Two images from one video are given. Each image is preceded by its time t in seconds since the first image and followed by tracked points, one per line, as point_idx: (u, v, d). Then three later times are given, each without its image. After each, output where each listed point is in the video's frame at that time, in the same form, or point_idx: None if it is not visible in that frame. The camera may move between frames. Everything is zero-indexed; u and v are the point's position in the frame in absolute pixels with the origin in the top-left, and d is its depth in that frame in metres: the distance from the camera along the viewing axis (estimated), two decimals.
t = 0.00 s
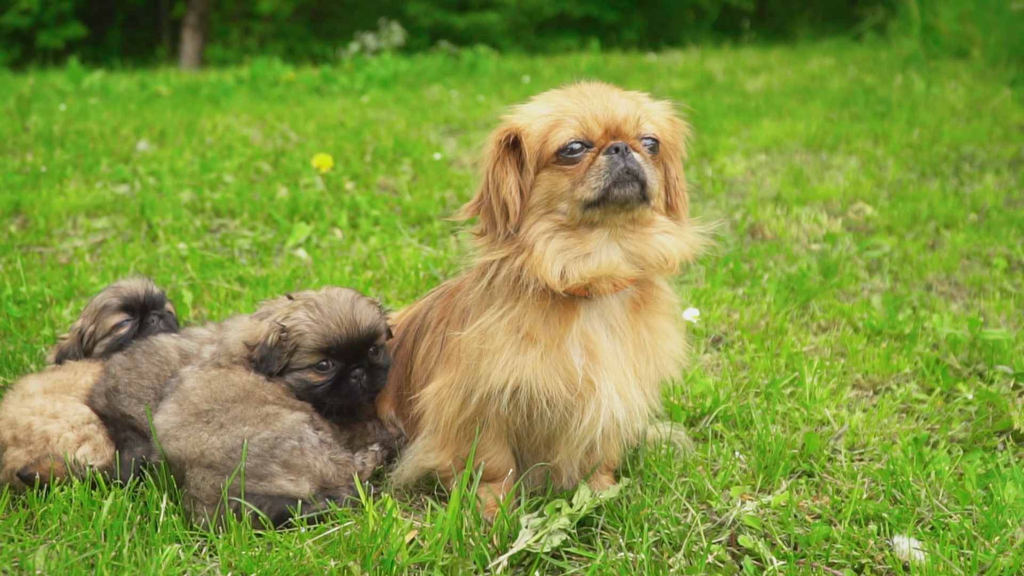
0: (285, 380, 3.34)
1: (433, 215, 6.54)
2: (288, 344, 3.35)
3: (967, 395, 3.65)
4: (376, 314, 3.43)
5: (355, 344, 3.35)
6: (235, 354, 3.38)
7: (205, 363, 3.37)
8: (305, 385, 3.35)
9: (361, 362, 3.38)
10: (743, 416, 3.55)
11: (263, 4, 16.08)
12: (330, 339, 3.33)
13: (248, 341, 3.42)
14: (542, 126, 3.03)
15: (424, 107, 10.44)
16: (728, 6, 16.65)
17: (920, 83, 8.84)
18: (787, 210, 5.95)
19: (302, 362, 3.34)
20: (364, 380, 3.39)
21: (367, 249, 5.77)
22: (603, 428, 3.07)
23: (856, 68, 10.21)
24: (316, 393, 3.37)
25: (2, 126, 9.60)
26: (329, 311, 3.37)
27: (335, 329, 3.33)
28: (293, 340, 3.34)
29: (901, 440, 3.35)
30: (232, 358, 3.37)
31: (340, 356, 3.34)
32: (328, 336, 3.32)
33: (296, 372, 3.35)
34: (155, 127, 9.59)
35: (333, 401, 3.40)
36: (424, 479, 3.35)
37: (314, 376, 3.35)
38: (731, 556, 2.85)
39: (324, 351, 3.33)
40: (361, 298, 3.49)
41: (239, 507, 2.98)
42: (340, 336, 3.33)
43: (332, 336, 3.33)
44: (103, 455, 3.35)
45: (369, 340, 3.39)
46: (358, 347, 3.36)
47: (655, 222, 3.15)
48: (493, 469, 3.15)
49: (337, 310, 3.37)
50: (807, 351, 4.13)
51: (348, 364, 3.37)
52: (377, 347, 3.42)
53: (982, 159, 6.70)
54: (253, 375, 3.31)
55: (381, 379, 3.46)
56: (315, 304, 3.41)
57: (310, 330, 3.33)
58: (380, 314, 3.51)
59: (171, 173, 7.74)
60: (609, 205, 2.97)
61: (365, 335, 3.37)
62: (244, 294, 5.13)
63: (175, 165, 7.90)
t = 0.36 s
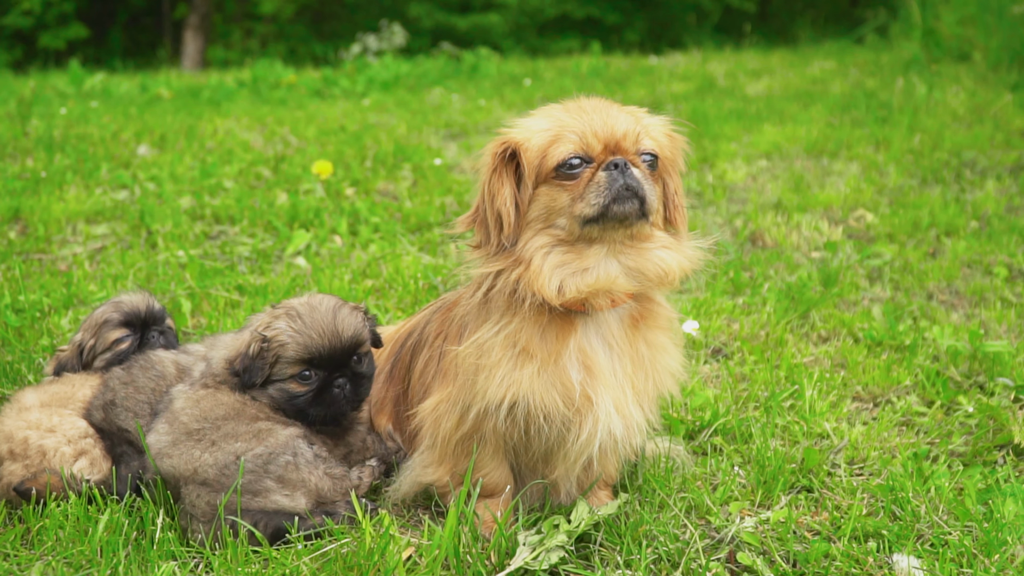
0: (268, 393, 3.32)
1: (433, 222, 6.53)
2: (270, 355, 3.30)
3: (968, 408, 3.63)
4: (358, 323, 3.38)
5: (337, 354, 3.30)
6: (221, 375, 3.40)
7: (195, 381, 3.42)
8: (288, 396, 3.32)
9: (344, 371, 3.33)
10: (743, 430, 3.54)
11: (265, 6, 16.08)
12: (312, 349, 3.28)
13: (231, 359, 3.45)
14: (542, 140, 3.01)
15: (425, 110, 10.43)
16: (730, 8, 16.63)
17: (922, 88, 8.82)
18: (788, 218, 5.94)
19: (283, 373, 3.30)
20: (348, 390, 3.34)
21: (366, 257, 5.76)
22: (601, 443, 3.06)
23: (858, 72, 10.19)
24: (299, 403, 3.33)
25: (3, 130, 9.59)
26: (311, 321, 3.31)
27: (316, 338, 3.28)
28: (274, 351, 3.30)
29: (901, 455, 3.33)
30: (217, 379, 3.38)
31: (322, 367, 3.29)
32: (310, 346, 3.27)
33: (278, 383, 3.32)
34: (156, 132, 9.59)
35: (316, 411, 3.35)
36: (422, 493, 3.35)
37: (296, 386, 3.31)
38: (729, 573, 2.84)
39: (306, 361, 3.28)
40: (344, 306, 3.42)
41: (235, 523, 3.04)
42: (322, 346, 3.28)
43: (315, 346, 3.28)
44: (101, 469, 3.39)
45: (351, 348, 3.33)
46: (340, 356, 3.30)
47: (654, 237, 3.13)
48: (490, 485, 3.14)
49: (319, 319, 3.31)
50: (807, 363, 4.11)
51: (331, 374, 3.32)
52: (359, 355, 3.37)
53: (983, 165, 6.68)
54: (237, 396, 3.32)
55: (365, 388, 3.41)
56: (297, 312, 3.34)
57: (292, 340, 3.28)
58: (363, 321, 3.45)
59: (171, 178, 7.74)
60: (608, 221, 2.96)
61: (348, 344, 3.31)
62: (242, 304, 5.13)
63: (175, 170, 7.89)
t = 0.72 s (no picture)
0: (258, 394, 3.27)
1: (435, 221, 6.52)
2: (260, 356, 3.25)
3: (971, 408, 3.62)
4: (349, 323, 3.30)
5: (326, 355, 3.23)
6: (215, 378, 3.35)
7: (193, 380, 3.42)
8: (278, 398, 3.28)
9: (334, 372, 3.27)
10: (745, 429, 3.53)
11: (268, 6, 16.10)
12: (302, 350, 3.21)
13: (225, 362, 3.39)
14: (547, 142, 3.00)
15: (427, 110, 10.42)
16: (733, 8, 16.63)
17: (925, 88, 8.81)
18: (790, 217, 5.92)
19: (274, 374, 3.25)
20: (339, 391, 3.28)
21: (369, 256, 5.76)
22: (603, 444, 3.06)
23: (861, 72, 10.18)
24: (289, 405, 3.28)
25: (5, 129, 9.60)
26: (301, 322, 3.23)
27: (305, 340, 3.21)
28: (264, 352, 3.24)
29: (904, 455, 3.32)
30: (211, 383, 3.34)
31: (313, 368, 3.24)
32: (299, 348, 3.21)
33: (269, 384, 3.27)
34: (158, 131, 9.60)
35: (307, 412, 3.30)
36: (423, 492, 3.34)
37: (287, 387, 3.26)
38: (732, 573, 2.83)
39: (296, 362, 3.23)
40: (335, 305, 3.34)
41: (236, 522, 3.04)
42: (311, 347, 3.21)
43: (305, 347, 3.21)
44: (101, 467, 3.39)
45: (341, 349, 3.26)
46: (330, 357, 3.24)
47: (658, 239, 3.12)
48: (492, 484, 3.14)
49: (309, 319, 3.24)
50: (810, 363, 4.10)
51: (322, 374, 3.27)
52: (350, 355, 3.31)
53: (986, 165, 6.67)
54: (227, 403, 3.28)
55: (357, 388, 3.36)
56: (286, 312, 3.27)
57: (281, 342, 3.22)
58: (355, 320, 3.38)
59: (174, 178, 7.74)
60: (612, 225, 2.95)
61: (339, 345, 3.25)
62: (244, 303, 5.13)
63: (177, 170, 7.89)
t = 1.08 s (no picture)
0: (262, 382, 3.27)
1: (440, 217, 6.52)
2: (264, 345, 3.24)
3: (978, 399, 3.62)
4: (353, 312, 3.29)
5: (331, 344, 3.22)
6: (220, 369, 3.37)
7: (199, 373, 3.42)
8: (282, 386, 3.27)
9: (339, 361, 3.26)
10: (753, 420, 3.53)
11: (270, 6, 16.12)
12: (306, 338, 3.20)
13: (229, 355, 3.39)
14: (559, 132, 3.00)
15: (431, 108, 10.43)
16: (735, 9, 16.65)
17: (928, 86, 8.81)
18: (795, 213, 5.92)
19: (278, 363, 3.24)
20: (344, 379, 3.28)
21: (374, 251, 5.76)
22: (612, 434, 3.06)
23: (864, 70, 10.18)
24: (293, 393, 3.28)
25: (9, 126, 9.61)
26: (305, 310, 3.22)
27: (310, 328, 3.20)
28: (268, 341, 3.23)
29: (912, 446, 3.33)
30: (216, 376, 3.36)
31: (317, 357, 3.23)
32: (304, 335, 3.20)
33: (273, 373, 3.26)
34: (162, 129, 9.61)
35: (312, 401, 3.30)
36: (430, 482, 3.35)
37: (290, 376, 3.26)
38: (741, 561, 2.84)
39: (300, 350, 3.22)
40: (340, 294, 3.34)
41: (244, 511, 3.04)
42: (316, 336, 3.20)
43: (309, 335, 3.20)
44: (109, 457, 3.38)
45: (345, 337, 3.25)
46: (334, 345, 3.23)
47: (668, 230, 3.13)
48: (500, 473, 3.14)
49: (314, 308, 3.22)
50: (817, 355, 4.10)
51: (326, 363, 3.25)
52: (354, 344, 3.30)
53: (991, 161, 6.67)
54: (232, 396, 3.30)
55: (361, 377, 3.35)
56: (290, 300, 3.26)
57: (285, 330, 3.21)
58: (359, 309, 3.37)
59: (178, 174, 7.74)
60: (623, 216, 2.95)
61: (343, 334, 3.24)
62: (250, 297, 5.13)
63: (181, 166, 7.90)
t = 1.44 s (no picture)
0: (277, 365, 3.27)
1: (448, 211, 6.52)
2: (278, 327, 3.24)
3: (990, 388, 3.63)
4: (368, 295, 3.29)
5: (346, 325, 3.22)
6: (235, 353, 3.35)
7: (213, 357, 3.41)
8: (297, 368, 3.27)
9: (354, 343, 3.26)
10: (766, 407, 3.54)
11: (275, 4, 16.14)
12: (321, 320, 3.20)
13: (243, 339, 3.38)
14: (579, 115, 3.00)
15: (436, 105, 10.44)
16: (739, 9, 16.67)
17: (934, 83, 8.82)
18: (803, 207, 5.92)
19: (293, 345, 3.24)
20: (358, 361, 3.27)
21: (382, 243, 5.76)
22: (627, 418, 3.07)
23: (869, 69, 10.19)
24: (308, 375, 3.28)
25: (15, 121, 9.61)
26: (320, 292, 3.22)
27: (325, 310, 3.20)
28: (282, 323, 3.23)
29: (925, 432, 3.33)
30: (230, 360, 3.34)
31: (332, 339, 3.23)
32: (318, 317, 3.19)
33: (288, 355, 3.27)
34: (168, 124, 9.61)
35: (326, 382, 3.30)
36: (444, 466, 3.36)
37: (305, 358, 3.26)
38: (757, 544, 2.84)
39: (315, 332, 3.21)
40: (354, 277, 3.33)
41: (260, 493, 3.05)
42: (331, 318, 3.20)
43: (323, 317, 3.20)
44: (123, 441, 3.39)
45: (359, 319, 3.25)
46: (349, 327, 3.23)
47: (686, 215, 3.14)
48: (515, 458, 3.15)
49: (328, 291, 3.22)
50: (828, 345, 4.11)
51: (341, 345, 3.26)
52: (369, 327, 3.30)
53: (998, 157, 6.67)
54: (248, 379, 3.29)
55: (376, 359, 3.35)
56: (305, 283, 3.26)
57: (300, 312, 3.20)
58: (373, 292, 3.37)
59: (185, 167, 7.74)
60: (644, 200, 2.96)
61: (357, 316, 3.24)
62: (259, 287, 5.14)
63: (188, 160, 7.90)
